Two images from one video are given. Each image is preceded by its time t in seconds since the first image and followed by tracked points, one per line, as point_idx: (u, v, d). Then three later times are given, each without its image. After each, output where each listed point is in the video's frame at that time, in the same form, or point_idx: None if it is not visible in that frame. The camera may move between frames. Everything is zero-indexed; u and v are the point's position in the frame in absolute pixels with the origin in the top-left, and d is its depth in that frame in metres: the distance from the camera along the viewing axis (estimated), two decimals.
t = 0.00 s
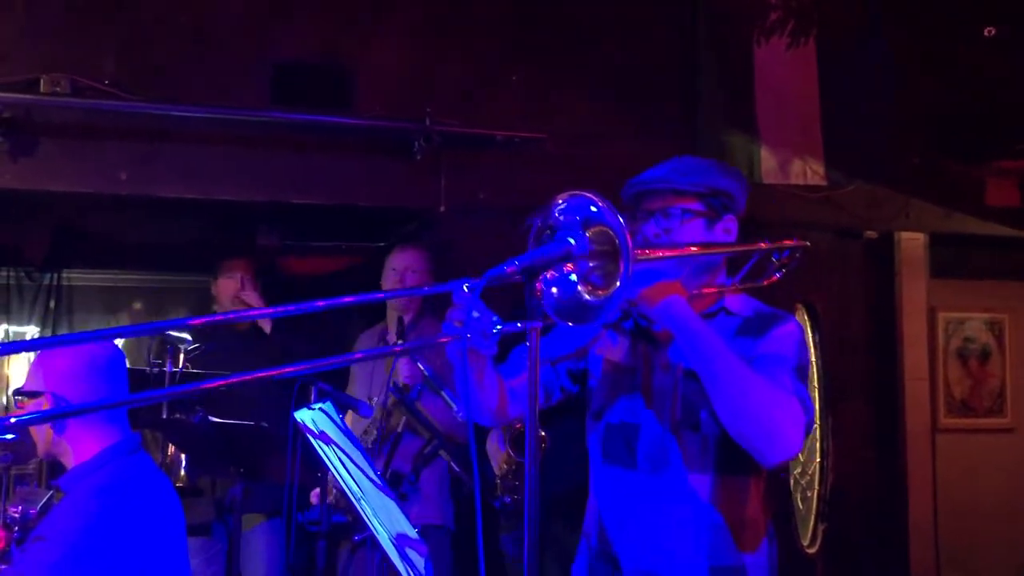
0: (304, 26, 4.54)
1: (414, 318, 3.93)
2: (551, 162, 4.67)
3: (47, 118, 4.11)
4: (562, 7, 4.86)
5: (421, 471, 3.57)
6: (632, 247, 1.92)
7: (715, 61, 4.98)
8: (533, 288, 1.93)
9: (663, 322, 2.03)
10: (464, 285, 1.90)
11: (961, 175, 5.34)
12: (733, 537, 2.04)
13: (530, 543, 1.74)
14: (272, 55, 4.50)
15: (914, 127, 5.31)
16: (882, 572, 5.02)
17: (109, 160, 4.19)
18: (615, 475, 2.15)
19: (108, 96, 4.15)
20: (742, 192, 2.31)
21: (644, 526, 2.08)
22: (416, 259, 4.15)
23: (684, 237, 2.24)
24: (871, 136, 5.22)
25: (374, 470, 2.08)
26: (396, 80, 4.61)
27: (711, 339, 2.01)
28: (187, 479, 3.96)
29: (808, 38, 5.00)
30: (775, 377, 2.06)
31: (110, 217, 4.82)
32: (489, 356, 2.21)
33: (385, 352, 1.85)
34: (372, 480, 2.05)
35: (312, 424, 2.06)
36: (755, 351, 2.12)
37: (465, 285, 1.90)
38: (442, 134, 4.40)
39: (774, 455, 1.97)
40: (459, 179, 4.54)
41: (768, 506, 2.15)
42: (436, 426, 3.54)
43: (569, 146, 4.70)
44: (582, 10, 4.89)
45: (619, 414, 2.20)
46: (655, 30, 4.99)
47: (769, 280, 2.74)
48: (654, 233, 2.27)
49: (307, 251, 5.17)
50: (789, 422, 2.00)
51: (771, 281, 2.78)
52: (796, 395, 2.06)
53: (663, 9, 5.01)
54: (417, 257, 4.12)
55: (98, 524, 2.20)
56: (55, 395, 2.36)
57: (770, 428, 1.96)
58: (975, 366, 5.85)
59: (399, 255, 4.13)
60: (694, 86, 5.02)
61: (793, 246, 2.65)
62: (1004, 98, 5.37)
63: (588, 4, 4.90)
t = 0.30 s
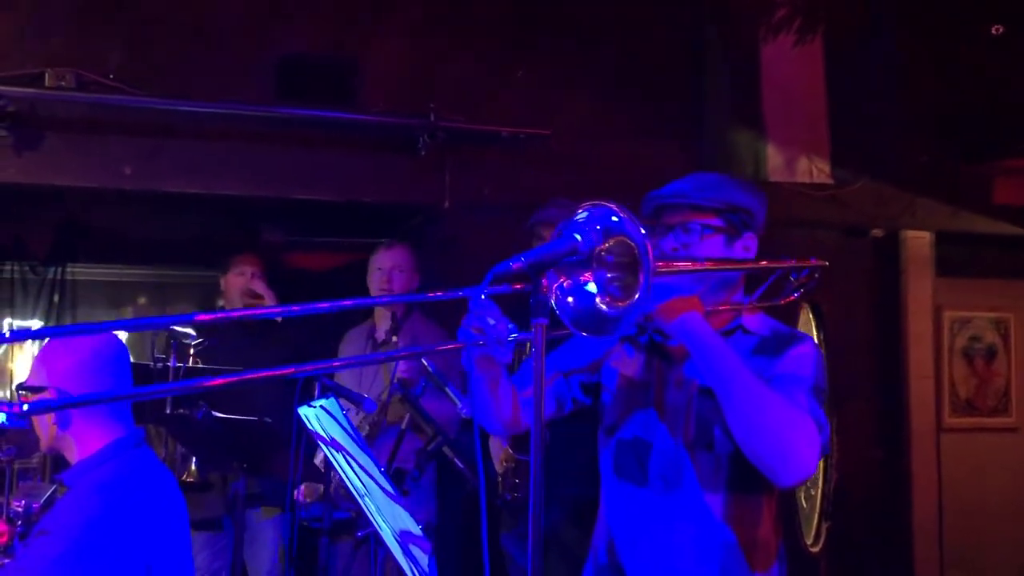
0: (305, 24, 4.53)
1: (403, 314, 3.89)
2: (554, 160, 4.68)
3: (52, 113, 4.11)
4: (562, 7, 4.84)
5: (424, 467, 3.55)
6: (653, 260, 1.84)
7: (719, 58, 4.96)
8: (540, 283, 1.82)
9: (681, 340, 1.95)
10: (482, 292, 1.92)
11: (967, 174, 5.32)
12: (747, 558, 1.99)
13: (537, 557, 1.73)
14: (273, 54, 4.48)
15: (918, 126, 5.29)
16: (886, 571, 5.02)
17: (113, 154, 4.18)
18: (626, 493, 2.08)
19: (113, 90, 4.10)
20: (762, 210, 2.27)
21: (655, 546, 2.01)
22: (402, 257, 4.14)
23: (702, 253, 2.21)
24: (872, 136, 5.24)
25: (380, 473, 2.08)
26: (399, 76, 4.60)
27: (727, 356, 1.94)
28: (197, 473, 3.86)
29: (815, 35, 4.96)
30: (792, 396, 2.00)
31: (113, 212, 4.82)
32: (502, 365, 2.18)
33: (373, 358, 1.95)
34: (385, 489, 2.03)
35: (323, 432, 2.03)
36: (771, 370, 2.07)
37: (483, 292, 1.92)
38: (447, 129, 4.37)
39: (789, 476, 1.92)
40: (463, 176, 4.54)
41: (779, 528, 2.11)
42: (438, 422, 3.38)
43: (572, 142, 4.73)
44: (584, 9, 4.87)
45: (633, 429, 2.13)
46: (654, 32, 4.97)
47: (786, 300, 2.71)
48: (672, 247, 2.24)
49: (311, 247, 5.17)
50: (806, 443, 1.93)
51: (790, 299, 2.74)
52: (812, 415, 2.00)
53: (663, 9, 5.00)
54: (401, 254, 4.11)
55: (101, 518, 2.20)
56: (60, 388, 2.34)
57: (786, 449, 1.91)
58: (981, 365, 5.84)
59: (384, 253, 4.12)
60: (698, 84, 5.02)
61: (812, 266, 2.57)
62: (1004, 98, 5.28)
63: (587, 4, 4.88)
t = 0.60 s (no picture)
0: (305, 20, 4.51)
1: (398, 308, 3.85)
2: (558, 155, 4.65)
3: (54, 105, 4.09)
4: (562, 6, 4.84)
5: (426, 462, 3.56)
6: (675, 272, 1.83)
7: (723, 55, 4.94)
8: (543, 279, 1.78)
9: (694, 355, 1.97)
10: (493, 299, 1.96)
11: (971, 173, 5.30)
12: None
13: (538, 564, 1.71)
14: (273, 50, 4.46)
15: (923, 124, 5.30)
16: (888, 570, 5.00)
17: (115, 147, 4.17)
18: (633, 511, 2.03)
19: (114, 83, 4.14)
20: (778, 229, 2.25)
21: (662, 567, 1.96)
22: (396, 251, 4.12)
23: (717, 270, 2.19)
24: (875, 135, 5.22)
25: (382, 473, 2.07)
26: (401, 72, 4.58)
27: (740, 376, 1.94)
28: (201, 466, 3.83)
29: (821, 31, 4.85)
30: (804, 418, 1.96)
31: (114, 204, 4.81)
32: (515, 372, 2.19)
33: (367, 362, 1.98)
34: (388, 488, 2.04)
35: (335, 444, 1.99)
36: (784, 391, 2.03)
37: (496, 298, 1.96)
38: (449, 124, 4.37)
39: (801, 498, 1.90)
40: (466, 171, 4.52)
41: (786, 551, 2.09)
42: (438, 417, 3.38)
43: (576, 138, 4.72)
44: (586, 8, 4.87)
45: (642, 447, 2.09)
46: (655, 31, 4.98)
47: (798, 321, 2.53)
48: (687, 263, 2.21)
49: (313, 242, 5.17)
50: (817, 465, 1.91)
51: (802, 322, 2.56)
52: (825, 437, 1.96)
53: (663, 9, 5.02)
54: (397, 248, 4.09)
55: (100, 512, 2.18)
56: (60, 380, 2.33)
57: (798, 471, 1.89)
58: (984, 364, 5.82)
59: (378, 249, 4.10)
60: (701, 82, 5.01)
61: (824, 287, 2.46)
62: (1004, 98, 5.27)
63: (587, 5, 4.89)
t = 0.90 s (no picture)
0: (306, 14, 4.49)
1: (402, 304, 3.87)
2: (560, 151, 4.63)
3: (55, 97, 4.08)
4: (563, 5, 4.80)
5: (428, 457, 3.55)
6: (684, 257, 1.81)
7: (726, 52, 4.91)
8: (548, 274, 1.76)
9: (703, 341, 1.97)
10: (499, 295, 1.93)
11: (975, 171, 5.28)
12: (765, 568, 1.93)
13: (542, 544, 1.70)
14: (275, 44, 4.44)
15: (927, 121, 5.28)
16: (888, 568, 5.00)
17: (116, 140, 4.15)
18: (640, 498, 2.02)
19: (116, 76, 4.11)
20: (789, 217, 2.25)
21: (669, 553, 1.94)
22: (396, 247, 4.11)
23: (728, 257, 2.18)
24: (879, 131, 5.19)
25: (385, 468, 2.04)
26: (404, 66, 4.57)
27: (751, 363, 1.91)
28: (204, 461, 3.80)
29: (824, 29, 4.91)
30: (814, 407, 1.96)
31: (115, 197, 4.79)
32: (523, 356, 2.15)
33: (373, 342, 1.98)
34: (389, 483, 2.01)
35: (333, 431, 1.99)
36: (793, 381, 2.03)
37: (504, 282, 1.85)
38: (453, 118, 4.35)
39: (811, 487, 1.87)
40: (468, 165, 4.49)
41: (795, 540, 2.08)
42: (440, 412, 3.41)
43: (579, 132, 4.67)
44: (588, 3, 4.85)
45: (651, 434, 2.07)
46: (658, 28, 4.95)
47: (810, 312, 2.57)
48: (699, 250, 2.21)
49: (315, 236, 5.17)
50: (828, 455, 1.89)
51: (813, 312, 2.60)
52: (835, 427, 1.95)
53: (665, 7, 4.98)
54: (396, 244, 4.08)
55: (101, 506, 2.16)
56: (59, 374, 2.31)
57: (809, 460, 1.86)
58: (986, 361, 5.80)
59: (377, 245, 4.09)
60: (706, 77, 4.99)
61: (836, 276, 2.48)
62: (1004, 98, 5.01)
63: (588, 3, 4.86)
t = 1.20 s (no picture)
0: (308, 7, 4.47)
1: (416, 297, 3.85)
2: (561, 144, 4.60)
3: (56, 90, 4.07)
4: None
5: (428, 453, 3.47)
6: (683, 207, 1.82)
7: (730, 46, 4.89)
8: (549, 268, 1.71)
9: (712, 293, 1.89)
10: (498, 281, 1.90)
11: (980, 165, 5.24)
12: (777, 518, 1.84)
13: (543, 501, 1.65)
14: (276, 37, 4.43)
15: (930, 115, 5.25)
16: (888, 564, 4.99)
17: (116, 133, 4.14)
18: (646, 448, 1.95)
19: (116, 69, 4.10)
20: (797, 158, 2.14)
21: (677, 503, 1.88)
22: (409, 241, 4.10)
23: (731, 203, 2.10)
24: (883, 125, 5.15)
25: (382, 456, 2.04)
26: (405, 58, 4.55)
27: (759, 311, 1.85)
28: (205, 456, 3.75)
29: (827, 22, 4.87)
30: (825, 352, 1.86)
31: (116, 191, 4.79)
32: (526, 320, 2.11)
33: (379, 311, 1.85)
34: (386, 474, 2.00)
35: (323, 412, 1.97)
36: (804, 326, 1.93)
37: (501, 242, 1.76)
38: (454, 113, 4.34)
39: (821, 433, 1.80)
40: (469, 159, 4.49)
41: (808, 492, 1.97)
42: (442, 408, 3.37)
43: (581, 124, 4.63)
44: None
45: (659, 384, 1.99)
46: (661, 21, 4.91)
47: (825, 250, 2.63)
48: (701, 198, 2.14)
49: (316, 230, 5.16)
50: (838, 398, 1.82)
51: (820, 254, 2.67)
52: (847, 372, 1.87)
53: None
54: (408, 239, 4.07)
55: (98, 499, 2.15)
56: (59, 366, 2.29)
57: (818, 404, 1.79)
58: (987, 358, 5.76)
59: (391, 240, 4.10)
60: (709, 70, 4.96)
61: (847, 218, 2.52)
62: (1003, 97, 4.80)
63: None
